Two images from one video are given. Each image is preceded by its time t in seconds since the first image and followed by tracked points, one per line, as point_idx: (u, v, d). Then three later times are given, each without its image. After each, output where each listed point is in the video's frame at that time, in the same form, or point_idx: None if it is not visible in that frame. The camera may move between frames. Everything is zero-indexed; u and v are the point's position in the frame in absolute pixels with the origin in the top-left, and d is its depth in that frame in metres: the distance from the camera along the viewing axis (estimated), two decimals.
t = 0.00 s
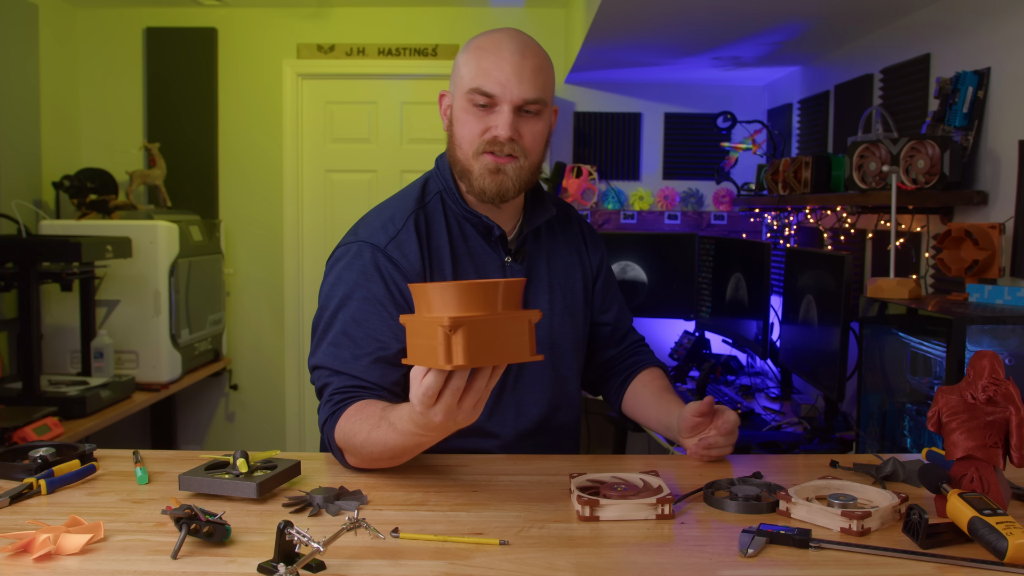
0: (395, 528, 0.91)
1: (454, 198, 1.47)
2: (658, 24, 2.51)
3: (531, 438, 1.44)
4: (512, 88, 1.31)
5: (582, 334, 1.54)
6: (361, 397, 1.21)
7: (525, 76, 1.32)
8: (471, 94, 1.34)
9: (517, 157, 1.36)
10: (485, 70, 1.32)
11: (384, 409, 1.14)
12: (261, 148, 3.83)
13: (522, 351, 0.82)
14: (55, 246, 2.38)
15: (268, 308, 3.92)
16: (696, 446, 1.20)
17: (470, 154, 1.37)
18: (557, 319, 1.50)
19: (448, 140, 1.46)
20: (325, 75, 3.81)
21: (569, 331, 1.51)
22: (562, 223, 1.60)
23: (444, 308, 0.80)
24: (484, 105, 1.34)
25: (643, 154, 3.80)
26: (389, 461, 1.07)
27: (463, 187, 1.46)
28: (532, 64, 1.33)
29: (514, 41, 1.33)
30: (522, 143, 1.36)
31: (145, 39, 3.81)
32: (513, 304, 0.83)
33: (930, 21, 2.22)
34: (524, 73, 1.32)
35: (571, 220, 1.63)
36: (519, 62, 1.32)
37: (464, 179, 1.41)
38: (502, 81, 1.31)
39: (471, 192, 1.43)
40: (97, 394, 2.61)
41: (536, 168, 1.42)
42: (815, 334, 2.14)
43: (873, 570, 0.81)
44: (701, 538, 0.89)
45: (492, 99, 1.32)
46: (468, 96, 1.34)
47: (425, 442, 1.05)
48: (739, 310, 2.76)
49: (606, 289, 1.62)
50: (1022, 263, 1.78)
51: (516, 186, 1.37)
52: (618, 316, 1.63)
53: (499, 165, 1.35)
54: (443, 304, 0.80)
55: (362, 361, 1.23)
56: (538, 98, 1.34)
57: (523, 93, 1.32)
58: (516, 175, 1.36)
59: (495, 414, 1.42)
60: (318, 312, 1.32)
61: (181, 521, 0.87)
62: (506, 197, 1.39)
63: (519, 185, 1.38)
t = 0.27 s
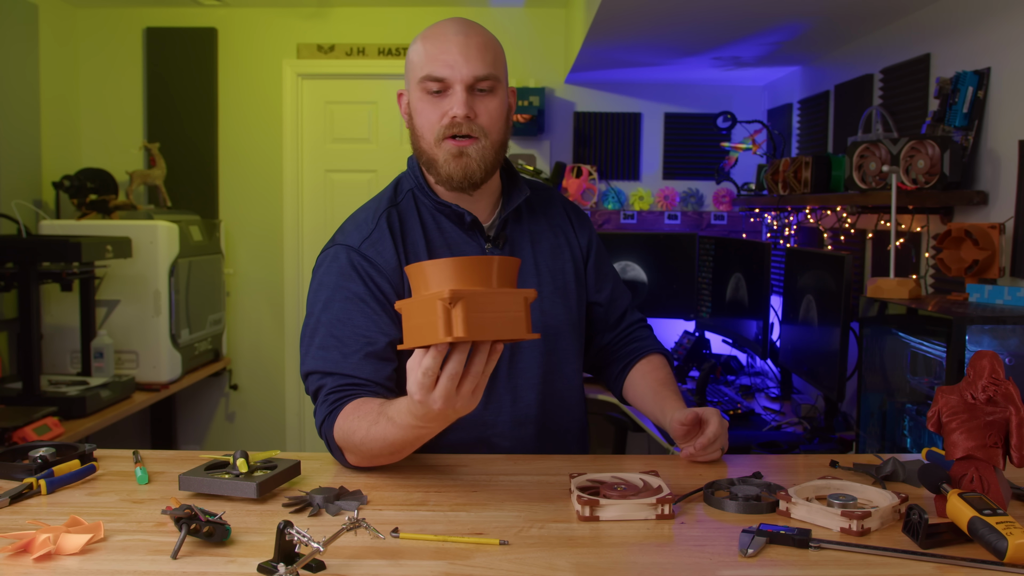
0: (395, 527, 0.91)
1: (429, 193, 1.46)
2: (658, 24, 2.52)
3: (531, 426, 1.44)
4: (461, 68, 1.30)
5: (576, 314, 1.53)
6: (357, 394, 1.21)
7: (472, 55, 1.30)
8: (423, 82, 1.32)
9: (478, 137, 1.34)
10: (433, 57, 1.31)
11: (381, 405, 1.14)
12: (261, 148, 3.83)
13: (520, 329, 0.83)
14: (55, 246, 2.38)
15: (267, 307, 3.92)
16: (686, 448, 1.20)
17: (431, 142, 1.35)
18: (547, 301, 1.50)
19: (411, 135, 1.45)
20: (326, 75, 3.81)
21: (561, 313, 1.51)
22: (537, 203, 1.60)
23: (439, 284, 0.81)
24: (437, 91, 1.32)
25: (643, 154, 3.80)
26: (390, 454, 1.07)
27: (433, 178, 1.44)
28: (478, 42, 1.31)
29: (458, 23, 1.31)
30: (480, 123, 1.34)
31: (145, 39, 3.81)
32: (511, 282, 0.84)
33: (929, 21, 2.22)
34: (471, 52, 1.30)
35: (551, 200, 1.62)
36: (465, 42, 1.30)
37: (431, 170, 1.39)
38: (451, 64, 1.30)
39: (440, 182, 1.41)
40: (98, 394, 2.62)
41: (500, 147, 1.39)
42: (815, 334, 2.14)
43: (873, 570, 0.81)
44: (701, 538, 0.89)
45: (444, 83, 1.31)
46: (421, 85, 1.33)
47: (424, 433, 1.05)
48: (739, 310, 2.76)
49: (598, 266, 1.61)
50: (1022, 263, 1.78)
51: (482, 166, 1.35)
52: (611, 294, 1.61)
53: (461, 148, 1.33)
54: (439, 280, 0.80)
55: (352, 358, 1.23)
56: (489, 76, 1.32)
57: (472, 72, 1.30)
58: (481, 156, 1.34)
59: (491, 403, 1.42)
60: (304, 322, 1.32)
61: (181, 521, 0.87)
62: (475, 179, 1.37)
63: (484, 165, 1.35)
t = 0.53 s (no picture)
0: (395, 527, 0.91)
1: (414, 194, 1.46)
2: (658, 24, 2.52)
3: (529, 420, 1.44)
4: (436, 64, 1.30)
5: (570, 305, 1.51)
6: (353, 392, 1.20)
7: (446, 51, 1.31)
8: (400, 82, 1.33)
9: (458, 131, 1.33)
10: (409, 56, 1.32)
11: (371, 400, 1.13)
12: (261, 148, 3.83)
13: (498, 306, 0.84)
14: (55, 246, 2.38)
15: (267, 307, 3.92)
16: (682, 449, 1.19)
17: (411, 140, 1.35)
18: (539, 294, 1.49)
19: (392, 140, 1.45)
20: (326, 75, 3.81)
21: (555, 305, 1.49)
22: (522, 197, 1.59)
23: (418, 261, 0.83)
24: (414, 89, 1.33)
25: (643, 155, 3.80)
26: (383, 449, 1.07)
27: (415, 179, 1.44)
28: (452, 39, 1.32)
29: (432, 24, 1.33)
30: (458, 118, 1.33)
31: (145, 39, 3.81)
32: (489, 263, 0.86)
33: (929, 21, 2.22)
34: (446, 49, 1.31)
35: (538, 194, 1.62)
36: (439, 39, 1.31)
37: (413, 168, 1.38)
38: (426, 61, 1.31)
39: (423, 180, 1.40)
40: (98, 394, 2.62)
41: (480, 143, 1.38)
42: (815, 334, 2.14)
43: (873, 570, 0.81)
44: (701, 538, 0.89)
45: (420, 80, 1.31)
46: (398, 85, 1.34)
47: (416, 426, 1.04)
48: (739, 310, 2.76)
49: (590, 257, 1.59)
50: (1022, 263, 1.78)
51: (463, 160, 1.34)
52: (606, 282, 1.58)
53: (440, 141, 1.32)
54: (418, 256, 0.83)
55: (344, 357, 1.23)
56: (465, 71, 1.33)
57: (448, 67, 1.31)
58: (461, 148, 1.33)
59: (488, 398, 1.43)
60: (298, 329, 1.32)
61: (181, 521, 0.87)
62: (457, 173, 1.35)
63: (466, 159, 1.34)
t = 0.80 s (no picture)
0: (395, 527, 0.91)
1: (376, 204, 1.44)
2: (659, 24, 2.52)
3: (509, 415, 1.44)
4: (368, 92, 1.27)
5: (547, 296, 1.49)
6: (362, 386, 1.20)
7: (376, 76, 1.27)
8: (337, 115, 1.30)
9: (406, 151, 1.31)
10: (339, 87, 1.28)
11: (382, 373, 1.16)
12: (261, 148, 3.83)
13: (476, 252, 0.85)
14: (55, 246, 2.38)
15: (267, 307, 3.92)
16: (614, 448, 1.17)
17: (363, 166, 1.34)
18: (513, 287, 1.46)
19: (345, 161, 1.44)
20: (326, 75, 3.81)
21: (531, 297, 1.47)
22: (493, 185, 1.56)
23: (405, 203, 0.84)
24: (352, 118, 1.30)
25: (643, 155, 3.80)
26: (409, 406, 1.10)
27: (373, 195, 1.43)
28: (377, 60, 1.27)
29: (358, 42, 1.29)
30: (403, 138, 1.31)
31: (145, 39, 3.81)
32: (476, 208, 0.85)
33: (930, 20, 2.22)
34: (375, 73, 1.27)
35: (511, 182, 1.58)
36: (365, 64, 1.27)
37: (372, 191, 1.39)
38: (357, 89, 1.27)
39: (383, 201, 1.40)
40: (98, 394, 2.62)
41: (429, 154, 1.36)
42: (815, 334, 2.14)
43: (873, 570, 0.81)
44: (701, 538, 0.89)
45: (356, 110, 1.28)
46: (336, 117, 1.31)
47: (439, 367, 1.08)
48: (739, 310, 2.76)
49: (568, 241, 1.56)
50: (1022, 263, 1.78)
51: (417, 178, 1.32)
52: (592, 260, 1.56)
53: (390, 165, 1.30)
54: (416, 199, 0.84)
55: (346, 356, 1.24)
56: (399, 91, 1.29)
57: (382, 92, 1.27)
58: (412, 167, 1.31)
59: (465, 391, 1.42)
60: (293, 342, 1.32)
61: (181, 521, 0.87)
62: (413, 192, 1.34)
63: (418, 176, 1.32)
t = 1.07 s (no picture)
0: (395, 528, 0.91)
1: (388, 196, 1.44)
2: (659, 24, 2.52)
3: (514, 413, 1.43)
4: (427, 69, 1.27)
5: (551, 295, 1.50)
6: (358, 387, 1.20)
7: (435, 57, 1.29)
8: (386, 83, 1.28)
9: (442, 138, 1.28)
10: (397, 58, 1.28)
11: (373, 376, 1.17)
12: (261, 148, 3.83)
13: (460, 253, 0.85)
14: (55, 245, 2.38)
15: (267, 307, 3.92)
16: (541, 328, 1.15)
17: (395, 142, 1.29)
18: (518, 285, 1.47)
19: (368, 141, 1.39)
20: (326, 75, 3.81)
21: (536, 295, 1.48)
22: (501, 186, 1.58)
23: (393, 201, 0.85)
24: (400, 90, 1.28)
25: (643, 155, 3.80)
26: (397, 409, 1.09)
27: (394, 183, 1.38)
28: (441, 46, 1.30)
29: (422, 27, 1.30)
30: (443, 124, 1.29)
31: (145, 39, 3.81)
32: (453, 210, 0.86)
33: (930, 20, 2.22)
34: (435, 55, 1.29)
35: (518, 184, 1.60)
36: (427, 45, 1.29)
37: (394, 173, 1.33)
38: (415, 64, 1.27)
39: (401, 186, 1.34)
40: (98, 394, 2.62)
41: (459, 150, 1.34)
42: (815, 333, 2.14)
43: (873, 570, 0.81)
44: (701, 538, 0.89)
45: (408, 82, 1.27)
46: (384, 86, 1.29)
47: (424, 372, 1.08)
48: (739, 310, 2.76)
49: (574, 242, 1.57)
50: (1022, 263, 1.78)
51: (445, 168, 1.28)
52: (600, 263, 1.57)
53: (425, 148, 1.27)
54: (401, 198, 0.85)
55: (345, 356, 1.23)
56: (453, 79, 1.30)
57: (437, 73, 1.28)
58: (445, 156, 1.28)
59: (470, 391, 1.42)
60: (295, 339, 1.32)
61: (181, 521, 0.87)
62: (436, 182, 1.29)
63: (447, 166, 1.28)
